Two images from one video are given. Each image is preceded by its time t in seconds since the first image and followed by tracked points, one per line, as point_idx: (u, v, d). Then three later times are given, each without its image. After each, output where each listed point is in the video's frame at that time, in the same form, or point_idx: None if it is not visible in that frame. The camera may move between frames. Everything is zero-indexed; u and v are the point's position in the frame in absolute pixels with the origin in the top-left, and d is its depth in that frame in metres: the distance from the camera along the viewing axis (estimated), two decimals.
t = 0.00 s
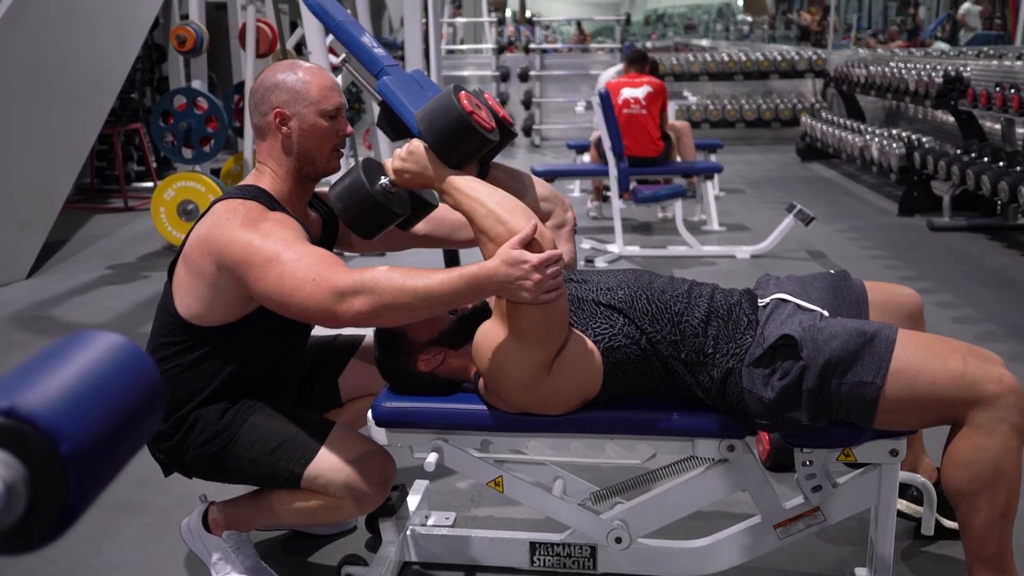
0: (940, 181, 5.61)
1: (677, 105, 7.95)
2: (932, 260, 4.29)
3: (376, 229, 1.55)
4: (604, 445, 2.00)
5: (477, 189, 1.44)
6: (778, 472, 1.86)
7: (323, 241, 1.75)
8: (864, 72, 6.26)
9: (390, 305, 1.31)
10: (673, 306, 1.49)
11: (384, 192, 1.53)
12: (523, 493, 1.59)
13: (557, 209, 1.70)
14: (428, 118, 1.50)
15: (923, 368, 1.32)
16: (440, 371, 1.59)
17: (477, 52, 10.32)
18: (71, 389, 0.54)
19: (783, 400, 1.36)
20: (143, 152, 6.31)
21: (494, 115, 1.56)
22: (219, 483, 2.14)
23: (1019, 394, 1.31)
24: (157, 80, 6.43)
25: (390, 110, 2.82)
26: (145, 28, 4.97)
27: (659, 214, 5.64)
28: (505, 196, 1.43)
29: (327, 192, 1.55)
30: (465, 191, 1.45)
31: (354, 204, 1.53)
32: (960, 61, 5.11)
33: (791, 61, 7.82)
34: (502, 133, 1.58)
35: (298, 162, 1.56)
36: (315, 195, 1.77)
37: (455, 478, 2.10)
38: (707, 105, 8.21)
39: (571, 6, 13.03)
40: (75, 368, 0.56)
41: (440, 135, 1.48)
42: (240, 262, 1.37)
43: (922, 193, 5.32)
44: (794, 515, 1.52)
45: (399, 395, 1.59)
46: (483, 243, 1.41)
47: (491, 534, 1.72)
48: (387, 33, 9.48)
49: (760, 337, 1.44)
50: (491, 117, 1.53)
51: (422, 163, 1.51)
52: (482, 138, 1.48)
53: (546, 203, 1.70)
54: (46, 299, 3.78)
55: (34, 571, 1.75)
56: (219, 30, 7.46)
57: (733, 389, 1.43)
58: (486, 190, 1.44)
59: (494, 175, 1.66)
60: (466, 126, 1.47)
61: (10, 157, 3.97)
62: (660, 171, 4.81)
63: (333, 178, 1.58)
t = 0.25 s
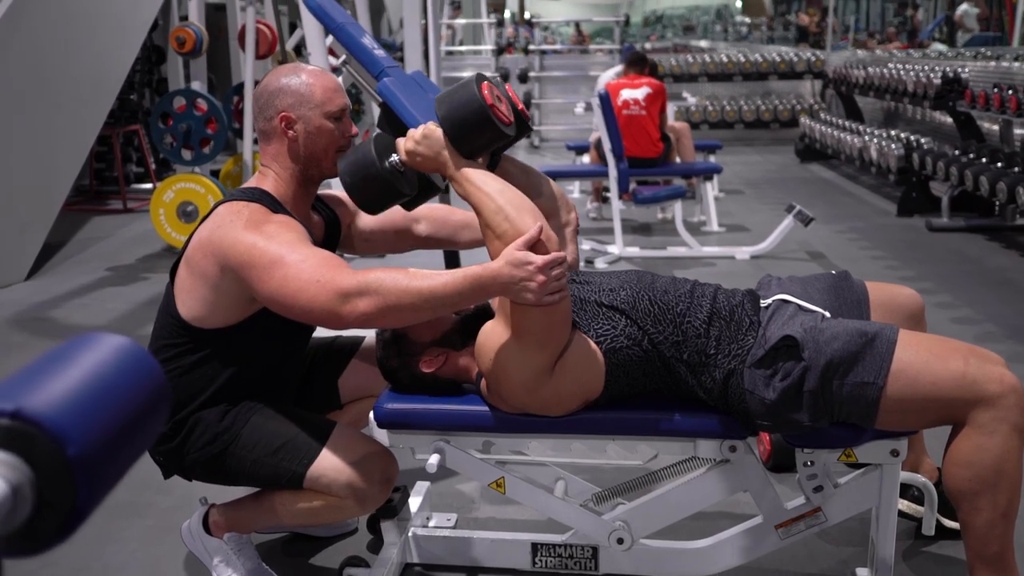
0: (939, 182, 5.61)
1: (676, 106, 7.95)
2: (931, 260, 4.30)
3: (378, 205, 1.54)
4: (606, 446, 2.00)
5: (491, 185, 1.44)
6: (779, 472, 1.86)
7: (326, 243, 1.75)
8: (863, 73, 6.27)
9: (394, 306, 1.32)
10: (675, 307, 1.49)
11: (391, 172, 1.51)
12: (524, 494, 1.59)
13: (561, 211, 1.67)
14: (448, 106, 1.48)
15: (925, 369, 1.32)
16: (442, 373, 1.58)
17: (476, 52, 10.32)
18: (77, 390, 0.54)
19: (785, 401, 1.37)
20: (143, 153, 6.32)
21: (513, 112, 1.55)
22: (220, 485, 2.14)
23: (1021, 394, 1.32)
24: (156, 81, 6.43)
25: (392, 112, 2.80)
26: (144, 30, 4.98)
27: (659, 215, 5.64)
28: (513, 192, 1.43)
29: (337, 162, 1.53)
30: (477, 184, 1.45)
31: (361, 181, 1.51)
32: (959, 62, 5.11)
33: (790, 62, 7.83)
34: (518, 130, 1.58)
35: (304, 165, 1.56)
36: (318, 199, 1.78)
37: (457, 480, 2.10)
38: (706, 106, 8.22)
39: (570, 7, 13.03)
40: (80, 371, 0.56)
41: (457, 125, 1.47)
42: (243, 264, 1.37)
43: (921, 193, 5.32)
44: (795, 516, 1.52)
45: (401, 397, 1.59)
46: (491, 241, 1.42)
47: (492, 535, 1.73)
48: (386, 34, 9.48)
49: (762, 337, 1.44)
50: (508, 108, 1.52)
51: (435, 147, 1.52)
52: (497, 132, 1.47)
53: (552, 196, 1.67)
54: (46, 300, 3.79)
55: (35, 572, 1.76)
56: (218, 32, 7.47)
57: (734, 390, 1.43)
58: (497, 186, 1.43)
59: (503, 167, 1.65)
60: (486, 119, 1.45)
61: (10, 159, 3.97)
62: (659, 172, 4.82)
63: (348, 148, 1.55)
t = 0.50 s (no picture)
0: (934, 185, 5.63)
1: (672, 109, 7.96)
2: (928, 263, 4.31)
3: (382, 173, 1.67)
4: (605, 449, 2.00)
5: (496, 175, 1.44)
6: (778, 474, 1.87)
7: (319, 246, 1.76)
8: (858, 76, 6.29)
9: (392, 306, 1.32)
10: (673, 310, 1.48)
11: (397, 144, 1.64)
12: (522, 497, 1.59)
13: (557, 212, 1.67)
14: (466, 92, 1.48)
15: (923, 371, 1.33)
16: (441, 376, 1.58)
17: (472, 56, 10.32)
18: (78, 394, 0.54)
19: (783, 405, 1.37)
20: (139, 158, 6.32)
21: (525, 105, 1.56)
22: (218, 489, 2.14)
23: (1018, 397, 1.32)
24: (152, 86, 6.43)
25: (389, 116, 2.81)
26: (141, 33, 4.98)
27: (655, 218, 5.65)
28: (512, 184, 1.42)
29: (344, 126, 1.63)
30: (481, 173, 1.44)
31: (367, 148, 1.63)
32: (954, 65, 5.13)
33: (786, 65, 7.84)
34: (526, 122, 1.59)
35: (296, 169, 1.56)
36: (312, 201, 1.78)
37: (455, 483, 2.10)
38: (702, 110, 8.24)
39: (565, 10, 13.04)
40: (80, 376, 0.56)
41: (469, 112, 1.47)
42: (239, 268, 1.37)
43: (917, 196, 5.34)
44: (793, 518, 1.52)
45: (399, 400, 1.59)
46: (490, 237, 1.41)
47: (491, 538, 1.73)
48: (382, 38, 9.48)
49: (760, 341, 1.44)
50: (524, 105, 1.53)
51: (446, 128, 1.54)
52: (511, 123, 1.48)
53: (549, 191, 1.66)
54: (43, 305, 3.78)
55: None
56: (215, 36, 7.47)
57: (732, 393, 1.43)
58: (499, 178, 1.43)
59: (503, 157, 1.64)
60: (501, 109, 1.47)
61: (7, 163, 3.97)
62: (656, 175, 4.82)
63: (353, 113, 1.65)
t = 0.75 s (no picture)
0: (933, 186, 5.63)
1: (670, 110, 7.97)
2: (926, 264, 4.32)
3: (385, 159, 1.64)
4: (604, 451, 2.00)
5: (497, 172, 1.43)
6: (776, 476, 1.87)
7: (314, 247, 1.76)
8: (856, 77, 6.29)
9: (389, 305, 1.32)
10: (672, 311, 1.48)
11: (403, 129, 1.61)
12: (521, 498, 1.59)
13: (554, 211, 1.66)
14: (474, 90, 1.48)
15: (922, 372, 1.33)
16: (439, 377, 1.58)
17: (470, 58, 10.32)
18: (79, 395, 0.54)
19: (782, 405, 1.37)
20: (137, 160, 6.31)
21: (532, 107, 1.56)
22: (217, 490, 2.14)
23: (1016, 398, 1.32)
24: (151, 88, 6.43)
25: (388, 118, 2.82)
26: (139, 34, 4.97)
27: (653, 219, 5.66)
28: (512, 181, 1.42)
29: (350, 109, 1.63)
30: (484, 167, 1.44)
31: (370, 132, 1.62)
32: (952, 66, 5.14)
33: (784, 66, 7.85)
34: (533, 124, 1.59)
35: (290, 171, 1.56)
36: (307, 202, 1.78)
37: (454, 484, 2.10)
38: (700, 111, 8.24)
39: (563, 12, 13.05)
40: (80, 377, 0.56)
41: (476, 109, 1.48)
42: (236, 270, 1.37)
43: (915, 197, 5.34)
44: (792, 519, 1.52)
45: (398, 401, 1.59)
46: (489, 234, 1.41)
47: (489, 539, 1.73)
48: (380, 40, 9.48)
49: (758, 341, 1.44)
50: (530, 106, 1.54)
51: (453, 121, 1.53)
52: (516, 122, 1.49)
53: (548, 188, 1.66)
54: (41, 307, 3.78)
55: None
56: (213, 38, 7.46)
57: (731, 393, 1.43)
58: (500, 175, 1.43)
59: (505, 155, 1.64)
60: (510, 107, 1.48)
61: (5, 165, 3.96)
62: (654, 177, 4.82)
63: (362, 98, 1.65)
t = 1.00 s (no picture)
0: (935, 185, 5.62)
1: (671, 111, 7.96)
2: (928, 263, 4.31)
3: (392, 148, 1.58)
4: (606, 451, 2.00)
5: (506, 171, 1.43)
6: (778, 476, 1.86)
7: (315, 247, 1.76)
8: (857, 77, 6.29)
9: (392, 306, 1.32)
10: (674, 313, 1.48)
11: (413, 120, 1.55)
12: (522, 499, 1.59)
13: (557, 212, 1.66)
14: (489, 87, 1.46)
15: (927, 377, 1.33)
16: (441, 378, 1.58)
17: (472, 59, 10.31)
18: (79, 395, 0.54)
19: (784, 406, 1.37)
20: (139, 161, 6.31)
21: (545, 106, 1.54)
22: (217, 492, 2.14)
23: (1019, 407, 1.33)
24: (152, 89, 6.43)
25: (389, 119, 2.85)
26: (142, 36, 4.97)
27: (655, 219, 5.65)
28: (520, 183, 1.42)
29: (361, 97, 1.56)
30: (492, 164, 1.45)
31: (377, 123, 1.55)
32: (953, 65, 5.13)
33: (786, 66, 7.83)
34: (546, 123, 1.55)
35: (291, 173, 1.56)
36: (308, 204, 1.79)
37: (455, 485, 2.10)
38: (702, 111, 8.22)
39: (564, 13, 13.03)
40: (80, 377, 0.56)
41: (488, 107, 1.46)
42: (237, 272, 1.37)
43: (917, 197, 5.33)
44: (793, 519, 1.52)
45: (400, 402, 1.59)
46: (492, 233, 1.41)
47: (491, 539, 1.73)
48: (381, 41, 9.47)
49: (761, 343, 1.43)
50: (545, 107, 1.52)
51: (465, 115, 1.53)
52: (533, 126, 1.46)
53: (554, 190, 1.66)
54: (43, 308, 3.78)
55: None
56: (214, 39, 7.46)
57: (733, 394, 1.43)
58: (508, 173, 1.43)
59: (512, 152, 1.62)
60: (524, 106, 1.45)
61: (6, 167, 3.96)
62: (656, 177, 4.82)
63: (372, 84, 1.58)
